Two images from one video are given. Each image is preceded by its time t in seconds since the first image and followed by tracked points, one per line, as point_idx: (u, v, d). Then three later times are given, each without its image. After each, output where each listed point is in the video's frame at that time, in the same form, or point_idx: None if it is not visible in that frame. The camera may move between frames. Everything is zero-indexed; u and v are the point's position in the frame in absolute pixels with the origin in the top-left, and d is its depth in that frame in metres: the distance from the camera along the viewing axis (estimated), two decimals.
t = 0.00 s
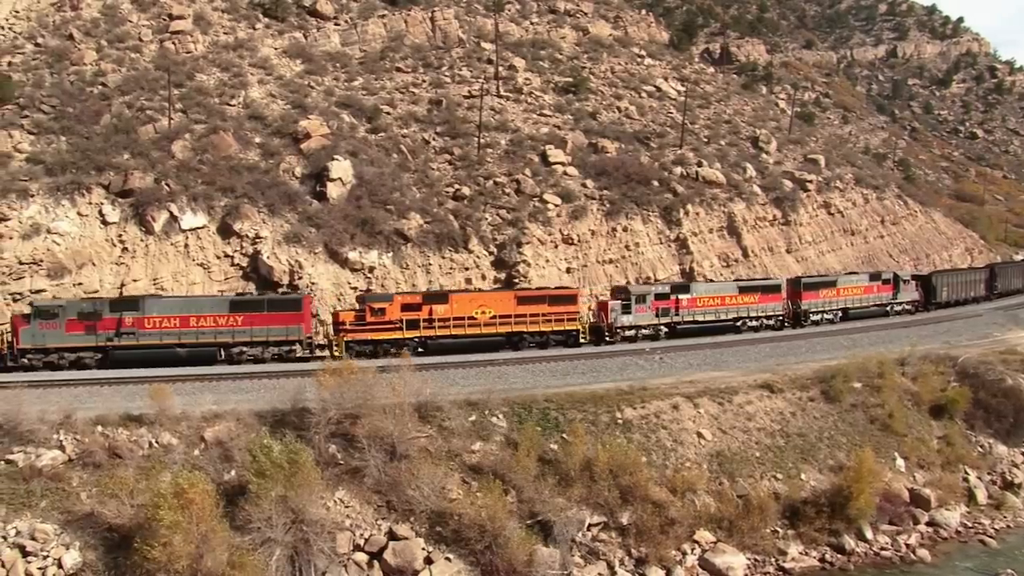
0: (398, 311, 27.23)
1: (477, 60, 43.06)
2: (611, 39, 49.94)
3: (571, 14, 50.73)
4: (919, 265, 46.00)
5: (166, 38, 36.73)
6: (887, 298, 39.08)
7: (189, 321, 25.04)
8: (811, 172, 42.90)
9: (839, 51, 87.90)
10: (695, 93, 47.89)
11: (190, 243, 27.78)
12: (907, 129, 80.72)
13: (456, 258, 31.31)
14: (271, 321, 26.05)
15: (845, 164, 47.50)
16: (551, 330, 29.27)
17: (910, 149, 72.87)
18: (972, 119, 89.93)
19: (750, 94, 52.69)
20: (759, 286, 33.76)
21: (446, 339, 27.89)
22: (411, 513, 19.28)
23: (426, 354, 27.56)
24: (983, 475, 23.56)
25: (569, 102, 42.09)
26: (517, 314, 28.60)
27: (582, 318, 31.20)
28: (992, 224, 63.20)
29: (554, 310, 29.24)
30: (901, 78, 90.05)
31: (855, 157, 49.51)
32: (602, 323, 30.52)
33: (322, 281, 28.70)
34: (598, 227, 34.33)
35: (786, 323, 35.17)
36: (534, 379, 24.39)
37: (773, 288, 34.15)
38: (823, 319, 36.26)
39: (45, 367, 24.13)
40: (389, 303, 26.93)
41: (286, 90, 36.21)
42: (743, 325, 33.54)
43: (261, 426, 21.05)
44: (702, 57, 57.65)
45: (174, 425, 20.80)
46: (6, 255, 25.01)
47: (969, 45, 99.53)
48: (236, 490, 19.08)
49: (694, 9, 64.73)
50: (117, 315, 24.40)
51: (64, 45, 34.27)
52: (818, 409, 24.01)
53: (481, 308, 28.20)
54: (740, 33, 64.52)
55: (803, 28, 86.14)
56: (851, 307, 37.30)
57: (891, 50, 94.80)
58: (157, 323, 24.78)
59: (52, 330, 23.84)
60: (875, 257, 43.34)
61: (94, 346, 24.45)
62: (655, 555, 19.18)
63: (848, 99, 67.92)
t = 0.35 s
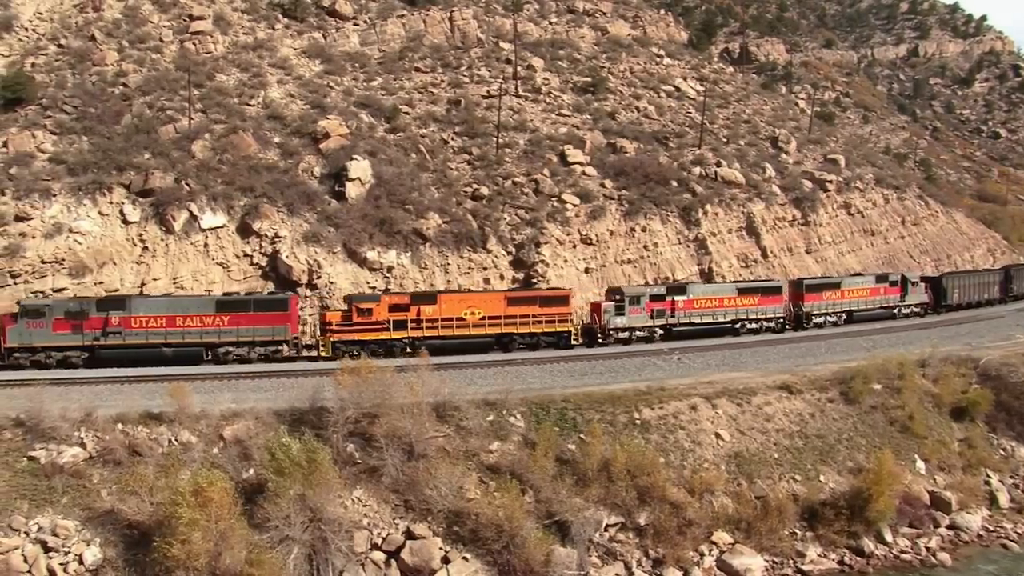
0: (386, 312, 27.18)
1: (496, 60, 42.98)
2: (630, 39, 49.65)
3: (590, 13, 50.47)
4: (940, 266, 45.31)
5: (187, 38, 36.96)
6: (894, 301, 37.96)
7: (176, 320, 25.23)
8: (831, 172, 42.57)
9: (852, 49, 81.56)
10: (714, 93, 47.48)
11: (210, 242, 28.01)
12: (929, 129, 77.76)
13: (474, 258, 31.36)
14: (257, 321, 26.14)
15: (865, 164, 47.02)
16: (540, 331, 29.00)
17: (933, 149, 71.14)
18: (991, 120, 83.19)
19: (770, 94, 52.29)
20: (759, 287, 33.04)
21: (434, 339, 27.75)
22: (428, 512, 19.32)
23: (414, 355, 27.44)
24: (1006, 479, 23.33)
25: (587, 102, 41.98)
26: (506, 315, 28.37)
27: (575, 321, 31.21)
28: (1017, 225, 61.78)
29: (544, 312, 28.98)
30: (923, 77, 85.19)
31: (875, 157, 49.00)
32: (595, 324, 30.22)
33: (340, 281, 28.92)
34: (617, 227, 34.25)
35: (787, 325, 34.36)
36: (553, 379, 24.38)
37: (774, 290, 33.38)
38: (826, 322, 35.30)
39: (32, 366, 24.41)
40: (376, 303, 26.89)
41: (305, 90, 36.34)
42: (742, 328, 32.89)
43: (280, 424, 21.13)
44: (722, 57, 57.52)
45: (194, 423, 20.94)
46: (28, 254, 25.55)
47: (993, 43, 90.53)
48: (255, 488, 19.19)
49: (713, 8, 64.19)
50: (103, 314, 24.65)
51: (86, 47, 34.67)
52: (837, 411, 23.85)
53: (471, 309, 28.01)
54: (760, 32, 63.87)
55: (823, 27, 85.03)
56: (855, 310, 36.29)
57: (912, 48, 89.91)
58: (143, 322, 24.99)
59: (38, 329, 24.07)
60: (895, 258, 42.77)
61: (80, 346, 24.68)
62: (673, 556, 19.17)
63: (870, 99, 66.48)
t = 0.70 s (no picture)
0: (372, 312, 26.95)
1: (517, 60, 42.97)
2: (651, 38, 49.36)
3: (611, 13, 50.28)
4: (965, 267, 44.15)
5: (210, 39, 37.29)
6: (904, 303, 36.53)
7: (161, 320, 25.21)
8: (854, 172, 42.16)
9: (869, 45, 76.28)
10: (736, 92, 47.05)
11: (232, 242, 28.30)
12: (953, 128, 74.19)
13: (495, 258, 31.35)
14: (243, 321, 25.91)
15: (889, 165, 46.40)
16: (531, 333, 28.49)
17: (958, 149, 69.13)
18: None
19: (792, 94, 51.91)
20: (759, 289, 32.25)
21: (421, 340, 27.42)
22: (448, 512, 19.38)
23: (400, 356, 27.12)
24: None
25: (608, 102, 41.86)
26: (494, 316, 27.91)
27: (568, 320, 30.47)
28: None
29: (535, 312, 28.41)
30: (946, 75, 82.17)
31: (899, 158, 48.39)
32: (587, 326, 29.66)
33: (361, 280, 29.04)
34: (638, 228, 34.16)
35: (787, 328, 33.57)
36: (573, 379, 24.34)
37: (775, 292, 32.57)
38: (829, 325, 34.25)
39: (22, 364, 24.79)
40: (363, 304, 26.69)
41: (327, 90, 36.52)
42: (740, 331, 32.11)
43: (301, 423, 21.21)
44: (743, 57, 56.96)
45: (215, 421, 21.09)
46: (53, 253, 26.12)
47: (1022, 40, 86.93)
48: (276, 486, 19.33)
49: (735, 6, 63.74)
50: (89, 313, 24.84)
51: (110, 48, 35.29)
52: (859, 412, 23.67)
53: (460, 310, 27.66)
54: (782, 31, 63.29)
55: (845, 26, 83.96)
56: (861, 312, 35.08)
57: (937, 47, 86.59)
58: (129, 321, 25.08)
59: (26, 328, 24.42)
60: (919, 259, 41.98)
61: (67, 345, 24.90)
62: (693, 557, 19.11)
63: (894, 99, 65.10)
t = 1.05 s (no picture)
0: (360, 312, 26.75)
1: (537, 60, 42.93)
2: (671, 38, 49.05)
3: (631, 13, 50.00)
4: (989, 269, 42.96)
5: (231, 39, 37.64)
6: (911, 306, 35.43)
7: (149, 319, 25.21)
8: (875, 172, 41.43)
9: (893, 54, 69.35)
10: (757, 92, 46.57)
11: (252, 241, 28.65)
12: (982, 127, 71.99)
13: (514, 258, 31.45)
14: (231, 321, 25.81)
15: (911, 165, 45.32)
16: (520, 334, 28.05)
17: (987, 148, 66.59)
18: None
19: (811, 95, 51.06)
20: (757, 290, 31.43)
21: (409, 341, 27.20)
22: (467, 511, 19.41)
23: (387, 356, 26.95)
24: None
25: (628, 102, 41.62)
26: (483, 316, 27.50)
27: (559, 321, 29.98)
28: None
29: (525, 314, 27.93)
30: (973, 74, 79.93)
31: (921, 158, 46.75)
32: (579, 327, 29.11)
33: (380, 279, 29.36)
34: (658, 227, 34.03)
35: (786, 330, 32.95)
36: (592, 379, 24.32)
37: (775, 293, 31.71)
38: (832, 327, 33.62)
39: (11, 362, 24.95)
40: (349, 304, 26.49)
41: (347, 90, 36.70)
42: (737, 333, 31.21)
43: (320, 422, 21.26)
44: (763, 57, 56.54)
45: (235, 419, 21.16)
46: (76, 252, 26.66)
47: None
48: (295, 484, 19.42)
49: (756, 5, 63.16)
50: (78, 312, 24.88)
51: (133, 49, 35.66)
52: (880, 414, 23.53)
53: (448, 311, 27.35)
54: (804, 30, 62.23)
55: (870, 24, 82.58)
56: (864, 315, 34.20)
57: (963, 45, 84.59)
58: (118, 321, 25.12)
59: (15, 326, 24.57)
60: (942, 260, 41.07)
61: (56, 344, 25.01)
62: (712, 558, 19.06)
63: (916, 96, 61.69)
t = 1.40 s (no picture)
0: (350, 312, 26.79)
1: (562, 60, 42.82)
2: (697, 37, 48.37)
3: (657, 12, 49.59)
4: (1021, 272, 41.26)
5: (258, 39, 38.18)
6: (923, 309, 34.14)
7: (142, 318, 25.48)
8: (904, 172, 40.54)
9: (937, 46, 65.46)
10: (784, 91, 45.93)
11: (278, 240, 29.02)
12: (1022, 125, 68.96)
13: (540, 258, 31.45)
14: (222, 320, 25.96)
15: (939, 164, 43.79)
16: (513, 335, 27.79)
17: None
18: None
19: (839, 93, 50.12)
20: (760, 292, 30.54)
21: (399, 341, 27.18)
22: (490, 511, 19.43)
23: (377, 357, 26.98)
24: None
25: (654, 101, 41.27)
26: (475, 317, 27.37)
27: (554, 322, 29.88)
28: None
29: (518, 314, 27.74)
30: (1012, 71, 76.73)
31: (950, 157, 45.08)
32: (573, 329, 28.95)
33: (406, 278, 29.57)
34: (683, 228, 33.90)
35: (789, 333, 32.03)
36: (617, 379, 24.30)
37: (777, 295, 30.83)
38: (838, 330, 32.66)
39: (6, 359, 25.33)
40: (340, 304, 26.60)
41: (373, 90, 36.94)
42: (738, 336, 30.45)
43: (345, 421, 21.33)
44: (790, 56, 54.30)
45: (261, 417, 21.29)
46: (106, 251, 27.36)
47: None
48: (321, 482, 19.51)
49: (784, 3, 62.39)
50: (71, 311, 25.16)
51: (162, 49, 36.57)
52: (907, 417, 23.34)
53: (440, 311, 27.27)
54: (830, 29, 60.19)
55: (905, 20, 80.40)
56: (872, 318, 33.09)
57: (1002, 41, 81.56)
58: (111, 319, 25.40)
59: (10, 324, 24.93)
60: (972, 262, 39.85)
61: (50, 341, 25.36)
62: (736, 561, 18.97)
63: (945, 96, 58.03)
